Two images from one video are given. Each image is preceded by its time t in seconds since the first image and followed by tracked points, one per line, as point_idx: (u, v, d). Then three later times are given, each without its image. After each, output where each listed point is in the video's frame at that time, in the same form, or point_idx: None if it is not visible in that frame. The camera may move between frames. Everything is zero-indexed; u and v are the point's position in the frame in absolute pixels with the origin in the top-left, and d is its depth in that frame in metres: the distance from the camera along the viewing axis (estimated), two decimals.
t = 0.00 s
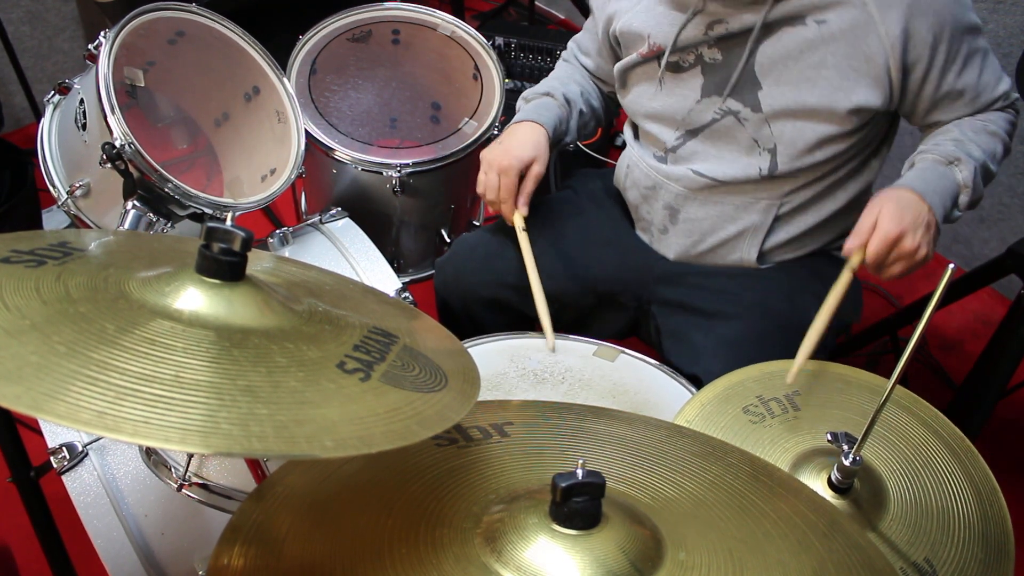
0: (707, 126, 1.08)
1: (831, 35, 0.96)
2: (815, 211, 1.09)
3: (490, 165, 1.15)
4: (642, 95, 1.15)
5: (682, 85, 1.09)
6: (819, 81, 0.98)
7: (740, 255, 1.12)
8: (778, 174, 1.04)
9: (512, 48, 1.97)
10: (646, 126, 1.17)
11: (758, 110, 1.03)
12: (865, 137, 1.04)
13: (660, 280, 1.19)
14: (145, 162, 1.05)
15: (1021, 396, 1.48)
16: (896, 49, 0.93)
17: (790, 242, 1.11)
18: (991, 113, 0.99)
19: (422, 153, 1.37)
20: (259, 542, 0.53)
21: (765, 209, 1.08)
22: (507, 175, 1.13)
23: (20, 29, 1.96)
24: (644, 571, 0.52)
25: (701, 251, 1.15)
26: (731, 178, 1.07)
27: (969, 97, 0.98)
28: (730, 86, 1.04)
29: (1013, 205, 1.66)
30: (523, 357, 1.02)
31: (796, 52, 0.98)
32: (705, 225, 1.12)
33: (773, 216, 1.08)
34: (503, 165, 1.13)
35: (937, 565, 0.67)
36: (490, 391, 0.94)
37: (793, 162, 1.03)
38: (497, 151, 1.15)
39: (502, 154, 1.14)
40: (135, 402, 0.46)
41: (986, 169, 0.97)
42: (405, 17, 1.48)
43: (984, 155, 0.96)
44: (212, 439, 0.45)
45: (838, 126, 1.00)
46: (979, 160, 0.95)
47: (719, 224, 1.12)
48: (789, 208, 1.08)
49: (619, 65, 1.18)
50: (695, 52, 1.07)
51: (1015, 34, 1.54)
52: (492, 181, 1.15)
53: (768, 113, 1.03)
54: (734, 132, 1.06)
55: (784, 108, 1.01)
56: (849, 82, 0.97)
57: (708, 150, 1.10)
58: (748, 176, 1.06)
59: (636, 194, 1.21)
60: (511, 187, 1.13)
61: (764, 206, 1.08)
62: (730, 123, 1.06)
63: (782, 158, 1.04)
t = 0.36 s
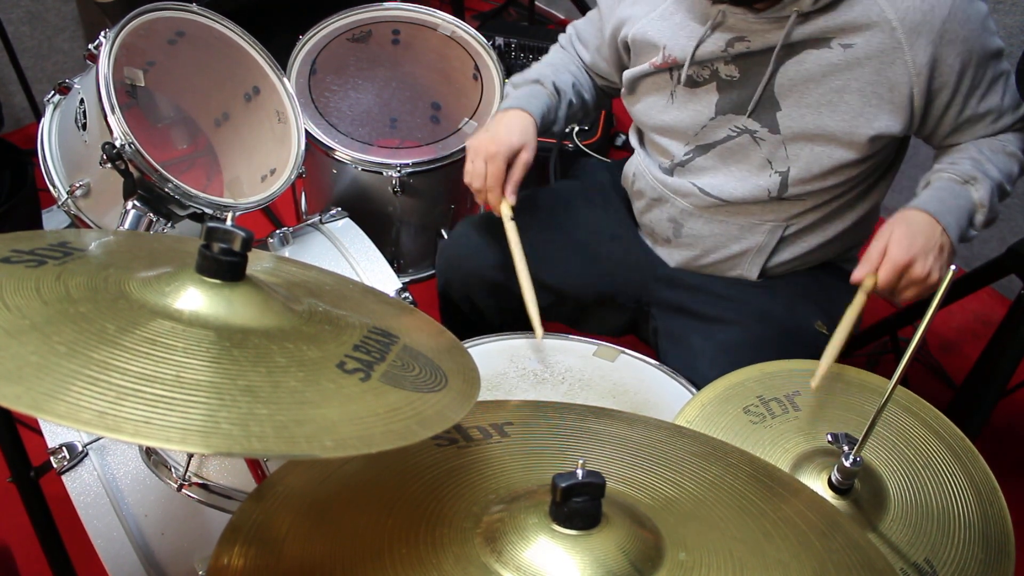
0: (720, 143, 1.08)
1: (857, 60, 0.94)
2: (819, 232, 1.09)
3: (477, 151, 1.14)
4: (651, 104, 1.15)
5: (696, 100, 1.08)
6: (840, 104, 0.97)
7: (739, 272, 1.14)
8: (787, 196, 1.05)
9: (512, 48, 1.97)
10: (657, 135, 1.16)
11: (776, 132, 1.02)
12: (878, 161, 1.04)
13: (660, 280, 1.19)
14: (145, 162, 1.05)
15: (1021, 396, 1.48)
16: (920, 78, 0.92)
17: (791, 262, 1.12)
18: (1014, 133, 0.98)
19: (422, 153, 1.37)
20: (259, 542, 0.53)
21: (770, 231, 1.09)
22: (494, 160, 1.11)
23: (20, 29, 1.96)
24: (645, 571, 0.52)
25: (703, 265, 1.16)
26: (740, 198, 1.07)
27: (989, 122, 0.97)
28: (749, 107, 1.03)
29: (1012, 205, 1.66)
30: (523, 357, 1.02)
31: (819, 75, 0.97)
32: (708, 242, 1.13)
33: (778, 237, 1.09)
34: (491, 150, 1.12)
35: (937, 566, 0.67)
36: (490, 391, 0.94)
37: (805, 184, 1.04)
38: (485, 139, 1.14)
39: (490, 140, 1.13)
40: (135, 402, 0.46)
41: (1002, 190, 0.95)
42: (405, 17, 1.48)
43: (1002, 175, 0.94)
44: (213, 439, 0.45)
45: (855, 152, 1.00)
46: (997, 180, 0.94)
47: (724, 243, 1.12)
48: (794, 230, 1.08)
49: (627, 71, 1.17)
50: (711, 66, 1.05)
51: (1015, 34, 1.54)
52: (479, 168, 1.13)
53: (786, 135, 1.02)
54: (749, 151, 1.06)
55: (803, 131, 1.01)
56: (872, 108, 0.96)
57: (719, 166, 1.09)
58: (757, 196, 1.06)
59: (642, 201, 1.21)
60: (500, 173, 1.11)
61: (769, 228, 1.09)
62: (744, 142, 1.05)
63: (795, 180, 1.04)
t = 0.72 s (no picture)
0: (707, 155, 1.08)
1: (833, 70, 0.94)
2: (816, 230, 1.10)
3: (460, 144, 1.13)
4: (638, 119, 1.15)
5: (679, 113, 1.08)
6: (822, 113, 0.98)
7: (740, 275, 1.14)
8: (781, 203, 1.05)
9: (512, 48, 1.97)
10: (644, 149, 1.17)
11: (760, 141, 1.03)
12: (866, 161, 1.04)
13: (661, 280, 1.19)
14: (144, 162, 1.05)
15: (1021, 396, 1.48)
16: (899, 82, 0.93)
17: (789, 261, 1.12)
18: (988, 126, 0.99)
19: (422, 153, 1.37)
20: (259, 542, 0.53)
21: (767, 231, 1.09)
22: (477, 150, 1.11)
23: (20, 29, 1.96)
24: (645, 571, 0.52)
25: (702, 270, 1.15)
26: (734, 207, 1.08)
27: (966, 116, 0.98)
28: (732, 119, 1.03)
29: (1013, 205, 1.66)
30: (523, 358, 1.02)
31: (797, 86, 0.97)
32: (707, 245, 1.13)
33: (775, 237, 1.09)
34: (474, 141, 1.11)
35: (937, 565, 0.67)
36: (490, 391, 0.94)
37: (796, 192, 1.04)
38: (469, 131, 1.13)
39: (473, 132, 1.13)
40: (136, 402, 0.45)
41: (967, 190, 0.99)
42: (406, 17, 1.48)
43: (966, 181, 0.98)
44: (213, 439, 0.45)
45: (840, 157, 1.00)
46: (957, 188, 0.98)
47: (722, 245, 1.12)
48: (791, 230, 1.09)
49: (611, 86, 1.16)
50: (691, 79, 1.05)
51: (1015, 34, 1.54)
52: (461, 158, 1.11)
53: (770, 145, 1.02)
54: (735, 162, 1.06)
55: (786, 141, 1.01)
56: (854, 113, 0.96)
57: (706, 176, 1.10)
58: (750, 205, 1.06)
59: (636, 212, 1.21)
60: (483, 164, 1.10)
61: (765, 229, 1.09)
62: (731, 154, 1.06)
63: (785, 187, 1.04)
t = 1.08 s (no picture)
0: (714, 139, 1.08)
1: (841, 53, 0.93)
2: (819, 222, 1.09)
3: (460, 141, 1.13)
4: (647, 105, 1.15)
5: (689, 99, 1.08)
6: (829, 98, 0.97)
7: (736, 265, 1.13)
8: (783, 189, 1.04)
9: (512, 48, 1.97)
10: (652, 133, 1.17)
11: (767, 127, 1.02)
12: (876, 149, 1.03)
13: (661, 279, 1.19)
14: (145, 162, 1.05)
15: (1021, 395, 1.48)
16: (906, 67, 0.92)
17: (788, 254, 1.12)
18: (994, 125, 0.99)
19: (421, 153, 1.38)
20: (259, 542, 0.53)
21: (766, 222, 1.08)
22: (477, 152, 1.11)
23: (20, 29, 1.96)
24: (645, 571, 0.52)
25: (698, 257, 1.15)
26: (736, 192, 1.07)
27: (975, 111, 0.97)
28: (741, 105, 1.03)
29: (1013, 205, 1.66)
30: (523, 357, 1.02)
31: (805, 71, 0.97)
32: (705, 233, 1.13)
33: (773, 230, 1.09)
34: (475, 141, 1.11)
35: (937, 565, 0.67)
36: (490, 391, 0.94)
37: (800, 178, 1.03)
38: (468, 129, 1.13)
39: (473, 131, 1.13)
40: (135, 402, 0.46)
41: (981, 188, 0.97)
42: (406, 16, 1.47)
43: (979, 176, 0.96)
44: (213, 439, 0.45)
45: (847, 145, 0.98)
46: (972, 182, 0.96)
47: (720, 235, 1.12)
48: (790, 223, 1.08)
49: (622, 75, 1.16)
50: (702, 67, 1.04)
51: (1015, 34, 1.54)
52: (459, 158, 1.12)
53: (776, 131, 1.02)
54: (741, 147, 1.06)
55: (792, 126, 1.00)
56: (861, 97, 0.95)
57: (710, 162, 1.10)
58: (752, 191, 1.06)
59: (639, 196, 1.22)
60: (480, 166, 1.11)
61: (766, 219, 1.08)
62: (737, 139, 1.05)
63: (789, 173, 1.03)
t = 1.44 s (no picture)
0: (704, 141, 1.08)
1: (823, 49, 0.95)
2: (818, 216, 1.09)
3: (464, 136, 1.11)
4: (637, 112, 1.15)
5: (677, 101, 1.08)
6: (813, 95, 0.98)
7: (741, 264, 1.13)
8: (778, 187, 1.05)
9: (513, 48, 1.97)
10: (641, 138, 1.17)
11: (755, 126, 1.03)
12: (863, 143, 1.04)
13: (661, 279, 1.19)
14: (145, 162, 1.05)
15: (1021, 396, 1.48)
16: (886, 59, 0.93)
17: (790, 249, 1.11)
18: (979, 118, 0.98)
19: (421, 153, 1.38)
20: (259, 542, 0.53)
21: (767, 219, 1.08)
22: (483, 146, 1.10)
23: (20, 29, 1.96)
24: (644, 571, 0.52)
25: (703, 258, 1.15)
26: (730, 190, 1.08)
27: (959, 101, 0.97)
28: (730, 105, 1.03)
29: (1013, 204, 1.66)
30: (523, 357, 1.02)
31: (788, 68, 0.98)
32: (708, 235, 1.13)
33: (774, 225, 1.09)
34: (481, 137, 1.11)
35: (937, 565, 0.67)
36: (491, 391, 0.94)
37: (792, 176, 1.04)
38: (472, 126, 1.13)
39: (479, 128, 1.12)
40: (135, 401, 0.46)
41: (964, 184, 0.96)
42: (406, 16, 1.46)
43: (960, 172, 0.96)
44: (213, 438, 0.45)
45: (834, 139, 1.00)
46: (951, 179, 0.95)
47: (722, 235, 1.12)
48: (789, 217, 1.08)
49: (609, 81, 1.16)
50: (687, 68, 1.05)
51: (1015, 34, 1.54)
52: (463, 151, 1.10)
53: (765, 129, 1.03)
54: (731, 147, 1.06)
55: (781, 124, 1.01)
56: (845, 92, 0.96)
57: (701, 162, 1.11)
58: (748, 188, 1.07)
59: (636, 203, 1.22)
60: (485, 158, 1.09)
61: (766, 216, 1.08)
62: (726, 140, 1.06)
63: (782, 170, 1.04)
